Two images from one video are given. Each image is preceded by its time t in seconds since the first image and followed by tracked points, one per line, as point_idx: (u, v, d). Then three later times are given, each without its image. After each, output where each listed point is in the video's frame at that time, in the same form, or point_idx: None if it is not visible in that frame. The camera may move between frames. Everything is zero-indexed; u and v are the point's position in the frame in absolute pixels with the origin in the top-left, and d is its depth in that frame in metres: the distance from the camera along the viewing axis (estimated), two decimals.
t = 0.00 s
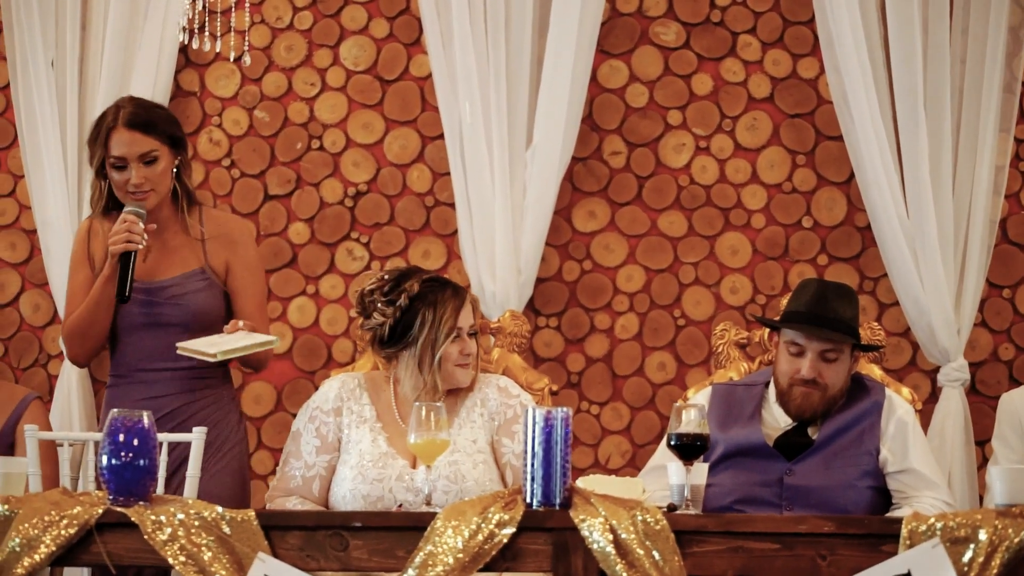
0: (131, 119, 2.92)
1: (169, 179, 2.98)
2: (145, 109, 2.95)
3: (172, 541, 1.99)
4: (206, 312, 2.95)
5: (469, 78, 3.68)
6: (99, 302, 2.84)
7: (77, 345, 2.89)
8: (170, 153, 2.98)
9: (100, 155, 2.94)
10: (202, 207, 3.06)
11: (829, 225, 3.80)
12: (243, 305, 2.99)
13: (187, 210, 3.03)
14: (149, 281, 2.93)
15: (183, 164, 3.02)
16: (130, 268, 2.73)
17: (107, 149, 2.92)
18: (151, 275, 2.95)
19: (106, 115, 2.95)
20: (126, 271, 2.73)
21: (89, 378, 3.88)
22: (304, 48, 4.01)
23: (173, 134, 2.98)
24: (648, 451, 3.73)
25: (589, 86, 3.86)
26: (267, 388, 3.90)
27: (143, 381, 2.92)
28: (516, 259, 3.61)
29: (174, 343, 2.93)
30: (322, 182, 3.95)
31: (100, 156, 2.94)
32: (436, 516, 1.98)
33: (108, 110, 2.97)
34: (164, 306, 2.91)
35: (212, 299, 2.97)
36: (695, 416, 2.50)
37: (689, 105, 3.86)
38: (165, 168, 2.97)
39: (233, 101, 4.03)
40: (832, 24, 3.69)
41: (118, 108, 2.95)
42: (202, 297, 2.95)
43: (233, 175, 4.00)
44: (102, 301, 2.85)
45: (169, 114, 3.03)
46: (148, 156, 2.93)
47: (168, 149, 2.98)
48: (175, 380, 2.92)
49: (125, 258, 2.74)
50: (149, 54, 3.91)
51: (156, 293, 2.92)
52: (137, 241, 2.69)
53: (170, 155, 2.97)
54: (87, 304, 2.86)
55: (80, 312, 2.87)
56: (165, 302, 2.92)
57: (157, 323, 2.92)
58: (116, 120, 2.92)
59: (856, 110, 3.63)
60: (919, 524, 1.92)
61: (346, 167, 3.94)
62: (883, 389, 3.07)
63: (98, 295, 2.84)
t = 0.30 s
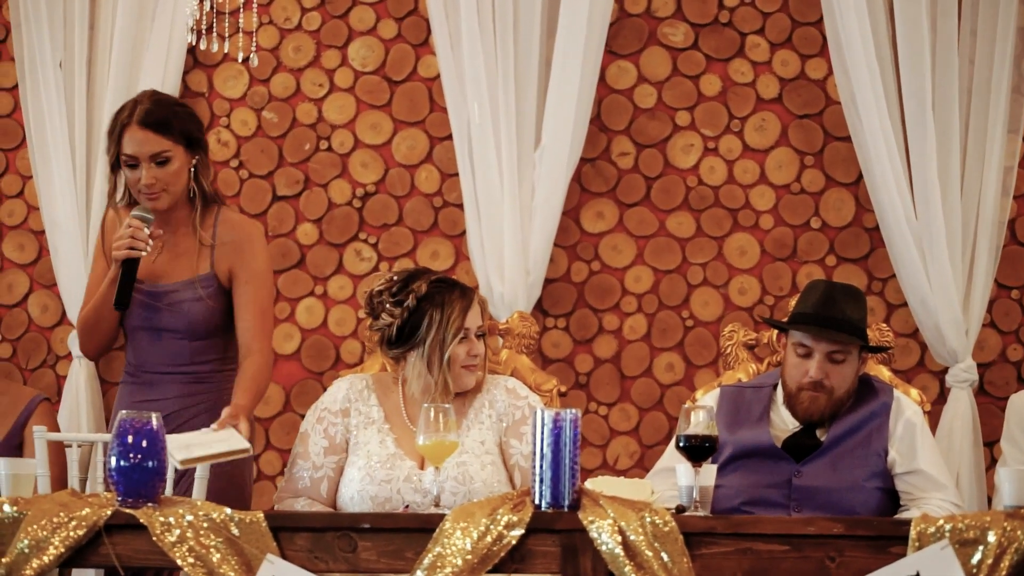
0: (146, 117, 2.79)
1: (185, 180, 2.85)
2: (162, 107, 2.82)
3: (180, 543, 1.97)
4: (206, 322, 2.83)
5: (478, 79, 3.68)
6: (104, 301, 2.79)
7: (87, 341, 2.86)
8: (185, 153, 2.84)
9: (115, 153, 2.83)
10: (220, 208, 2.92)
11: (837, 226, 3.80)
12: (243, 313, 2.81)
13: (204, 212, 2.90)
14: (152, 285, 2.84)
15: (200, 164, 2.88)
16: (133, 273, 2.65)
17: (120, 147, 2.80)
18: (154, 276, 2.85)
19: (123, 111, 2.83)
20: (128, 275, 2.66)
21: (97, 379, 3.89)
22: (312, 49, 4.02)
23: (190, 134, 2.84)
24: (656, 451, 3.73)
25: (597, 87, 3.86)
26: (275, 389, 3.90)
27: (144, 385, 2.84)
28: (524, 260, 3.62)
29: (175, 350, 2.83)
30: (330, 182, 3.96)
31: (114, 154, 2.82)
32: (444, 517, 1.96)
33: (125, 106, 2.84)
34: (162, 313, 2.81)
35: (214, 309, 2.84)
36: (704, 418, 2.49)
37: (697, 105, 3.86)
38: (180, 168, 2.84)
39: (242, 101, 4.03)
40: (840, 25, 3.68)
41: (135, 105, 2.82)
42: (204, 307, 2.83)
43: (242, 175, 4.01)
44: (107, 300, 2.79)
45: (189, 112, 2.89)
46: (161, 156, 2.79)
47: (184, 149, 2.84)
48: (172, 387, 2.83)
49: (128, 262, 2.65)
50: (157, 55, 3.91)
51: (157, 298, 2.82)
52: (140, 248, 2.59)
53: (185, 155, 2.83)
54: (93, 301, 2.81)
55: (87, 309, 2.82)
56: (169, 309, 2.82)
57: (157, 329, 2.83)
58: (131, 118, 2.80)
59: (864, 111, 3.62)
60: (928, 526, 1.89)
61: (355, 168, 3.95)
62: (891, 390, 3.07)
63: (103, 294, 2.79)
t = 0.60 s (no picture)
0: (162, 119, 2.70)
1: (200, 182, 2.78)
2: (180, 108, 2.72)
3: (192, 542, 1.97)
4: (216, 328, 2.79)
5: (488, 77, 3.68)
6: (117, 298, 2.77)
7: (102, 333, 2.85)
8: (201, 157, 2.76)
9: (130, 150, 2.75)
10: (235, 212, 2.85)
11: (847, 224, 3.80)
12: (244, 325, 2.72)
13: (220, 215, 2.84)
14: (161, 288, 2.79)
15: (217, 166, 2.80)
16: (145, 279, 2.64)
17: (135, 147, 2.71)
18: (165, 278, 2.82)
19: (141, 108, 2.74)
20: (143, 280, 2.64)
21: (108, 378, 3.90)
22: (322, 48, 4.02)
23: (208, 136, 2.75)
24: (667, 450, 3.73)
25: (608, 86, 3.87)
26: (286, 388, 3.91)
27: (155, 384, 2.83)
28: (535, 259, 3.62)
29: (185, 351, 2.80)
30: (341, 181, 3.96)
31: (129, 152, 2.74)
32: (456, 516, 1.95)
33: (143, 104, 2.74)
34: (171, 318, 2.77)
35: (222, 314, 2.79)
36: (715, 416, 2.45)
37: (707, 104, 3.86)
38: (195, 171, 2.76)
39: (252, 100, 4.04)
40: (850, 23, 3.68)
41: (153, 104, 2.72)
42: (213, 313, 2.78)
43: (252, 175, 4.02)
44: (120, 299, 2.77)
45: (209, 111, 2.79)
46: (176, 161, 2.71)
47: (199, 152, 2.75)
48: (182, 389, 2.81)
49: (144, 266, 2.63)
50: (167, 54, 3.92)
51: (166, 303, 2.78)
52: (153, 256, 2.58)
53: (200, 159, 2.75)
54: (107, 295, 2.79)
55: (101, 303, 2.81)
56: (177, 313, 2.78)
57: (166, 332, 2.80)
58: (147, 118, 2.70)
59: (874, 109, 3.62)
60: (939, 525, 1.89)
61: (365, 167, 3.95)
62: (898, 390, 3.04)
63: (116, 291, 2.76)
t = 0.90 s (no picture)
0: (167, 123, 2.66)
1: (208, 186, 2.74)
2: (185, 112, 2.68)
3: (200, 541, 1.97)
4: (226, 331, 2.77)
5: (496, 78, 3.67)
6: (130, 302, 2.76)
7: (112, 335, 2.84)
8: (208, 161, 2.72)
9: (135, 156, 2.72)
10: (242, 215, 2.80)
11: (856, 224, 3.80)
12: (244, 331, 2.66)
13: (226, 218, 2.79)
14: (171, 294, 2.76)
15: (224, 170, 2.76)
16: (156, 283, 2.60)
17: (141, 152, 2.68)
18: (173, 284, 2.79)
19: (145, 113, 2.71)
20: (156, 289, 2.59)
21: (116, 377, 3.91)
22: (330, 48, 4.03)
23: (214, 139, 2.71)
24: (675, 450, 3.73)
25: (616, 86, 3.87)
26: (294, 388, 3.91)
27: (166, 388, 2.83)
28: (543, 259, 3.62)
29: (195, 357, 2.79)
30: (349, 181, 3.97)
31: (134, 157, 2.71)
32: (464, 516, 1.95)
33: (149, 109, 2.71)
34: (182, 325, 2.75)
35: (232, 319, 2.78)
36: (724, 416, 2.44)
37: (715, 104, 3.86)
38: (203, 176, 2.73)
39: (261, 100, 4.05)
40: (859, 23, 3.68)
41: (158, 108, 2.69)
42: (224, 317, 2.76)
43: (261, 175, 4.02)
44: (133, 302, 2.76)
45: (216, 115, 2.76)
46: (182, 165, 2.68)
47: (206, 157, 2.72)
48: (196, 393, 2.81)
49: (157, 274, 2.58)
50: (176, 54, 3.93)
51: (176, 310, 2.75)
52: (165, 262, 2.54)
53: (207, 163, 2.71)
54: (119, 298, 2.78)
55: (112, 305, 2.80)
56: (187, 319, 2.75)
57: (178, 338, 2.77)
58: (153, 122, 2.67)
59: (883, 109, 3.61)
60: (948, 524, 1.89)
61: (373, 166, 3.96)
62: (904, 388, 2.99)
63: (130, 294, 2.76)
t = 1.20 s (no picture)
0: (194, 117, 2.80)
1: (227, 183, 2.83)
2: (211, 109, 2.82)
3: (206, 541, 1.97)
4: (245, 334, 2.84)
5: (503, 78, 3.67)
6: (148, 303, 2.73)
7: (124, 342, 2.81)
8: (230, 158, 2.84)
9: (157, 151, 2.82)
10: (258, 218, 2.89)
11: (862, 224, 3.79)
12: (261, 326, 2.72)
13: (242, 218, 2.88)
14: (192, 296, 2.81)
15: (243, 170, 2.87)
16: (179, 276, 2.62)
17: (166, 145, 2.79)
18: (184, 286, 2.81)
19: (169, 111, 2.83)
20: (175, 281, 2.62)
21: (123, 378, 3.91)
22: (337, 48, 4.03)
23: (237, 135, 2.84)
24: (682, 450, 3.73)
25: (622, 86, 3.86)
26: (301, 388, 3.91)
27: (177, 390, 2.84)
28: (550, 258, 3.62)
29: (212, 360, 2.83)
30: (355, 182, 3.97)
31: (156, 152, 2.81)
32: (470, 516, 1.95)
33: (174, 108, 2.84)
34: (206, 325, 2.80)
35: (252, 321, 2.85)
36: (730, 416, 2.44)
37: (722, 104, 3.86)
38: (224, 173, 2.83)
39: (267, 100, 4.05)
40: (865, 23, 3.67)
41: (183, 105, 2.82)
42: (246, 318, 2.84)
43: (267, 175, 4.02)
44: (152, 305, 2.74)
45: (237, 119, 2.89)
46: (207, 157, 2.79)
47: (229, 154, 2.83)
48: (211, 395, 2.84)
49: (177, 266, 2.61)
50: (182, 55, 3.93)
51: (199, 310, 2.80)
52: (186, 252, 2.57)
53: (230, 158, 2.82)
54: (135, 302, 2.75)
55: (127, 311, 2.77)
56: (209, 321, 2.81)
57: (198, 340, 2.82)
58: (179, 117, 2.80)
59: (889, 109, 3.60)
60: (954, 524, 1.88)
61: (380, 166, 3.96)
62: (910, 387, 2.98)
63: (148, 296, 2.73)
